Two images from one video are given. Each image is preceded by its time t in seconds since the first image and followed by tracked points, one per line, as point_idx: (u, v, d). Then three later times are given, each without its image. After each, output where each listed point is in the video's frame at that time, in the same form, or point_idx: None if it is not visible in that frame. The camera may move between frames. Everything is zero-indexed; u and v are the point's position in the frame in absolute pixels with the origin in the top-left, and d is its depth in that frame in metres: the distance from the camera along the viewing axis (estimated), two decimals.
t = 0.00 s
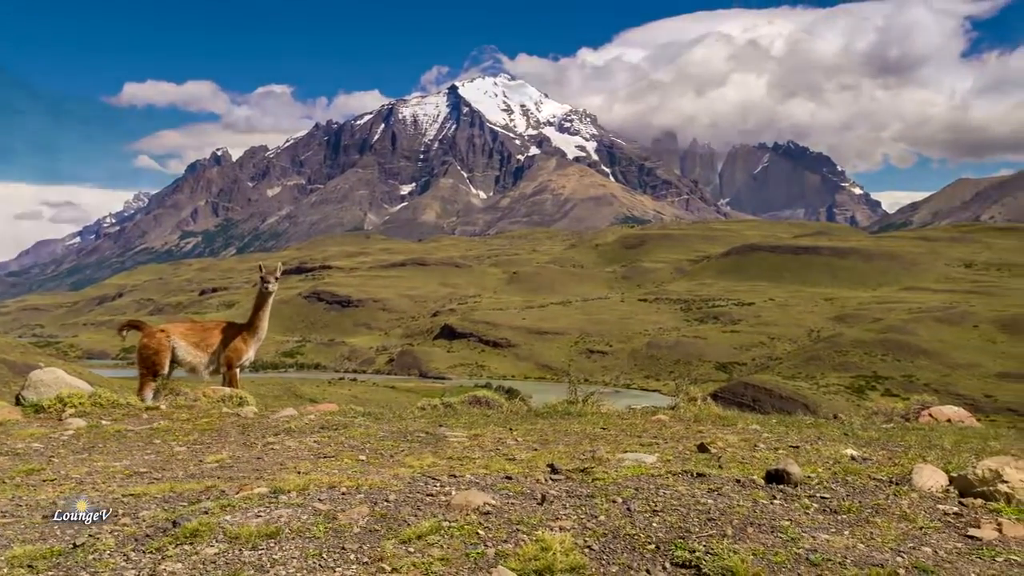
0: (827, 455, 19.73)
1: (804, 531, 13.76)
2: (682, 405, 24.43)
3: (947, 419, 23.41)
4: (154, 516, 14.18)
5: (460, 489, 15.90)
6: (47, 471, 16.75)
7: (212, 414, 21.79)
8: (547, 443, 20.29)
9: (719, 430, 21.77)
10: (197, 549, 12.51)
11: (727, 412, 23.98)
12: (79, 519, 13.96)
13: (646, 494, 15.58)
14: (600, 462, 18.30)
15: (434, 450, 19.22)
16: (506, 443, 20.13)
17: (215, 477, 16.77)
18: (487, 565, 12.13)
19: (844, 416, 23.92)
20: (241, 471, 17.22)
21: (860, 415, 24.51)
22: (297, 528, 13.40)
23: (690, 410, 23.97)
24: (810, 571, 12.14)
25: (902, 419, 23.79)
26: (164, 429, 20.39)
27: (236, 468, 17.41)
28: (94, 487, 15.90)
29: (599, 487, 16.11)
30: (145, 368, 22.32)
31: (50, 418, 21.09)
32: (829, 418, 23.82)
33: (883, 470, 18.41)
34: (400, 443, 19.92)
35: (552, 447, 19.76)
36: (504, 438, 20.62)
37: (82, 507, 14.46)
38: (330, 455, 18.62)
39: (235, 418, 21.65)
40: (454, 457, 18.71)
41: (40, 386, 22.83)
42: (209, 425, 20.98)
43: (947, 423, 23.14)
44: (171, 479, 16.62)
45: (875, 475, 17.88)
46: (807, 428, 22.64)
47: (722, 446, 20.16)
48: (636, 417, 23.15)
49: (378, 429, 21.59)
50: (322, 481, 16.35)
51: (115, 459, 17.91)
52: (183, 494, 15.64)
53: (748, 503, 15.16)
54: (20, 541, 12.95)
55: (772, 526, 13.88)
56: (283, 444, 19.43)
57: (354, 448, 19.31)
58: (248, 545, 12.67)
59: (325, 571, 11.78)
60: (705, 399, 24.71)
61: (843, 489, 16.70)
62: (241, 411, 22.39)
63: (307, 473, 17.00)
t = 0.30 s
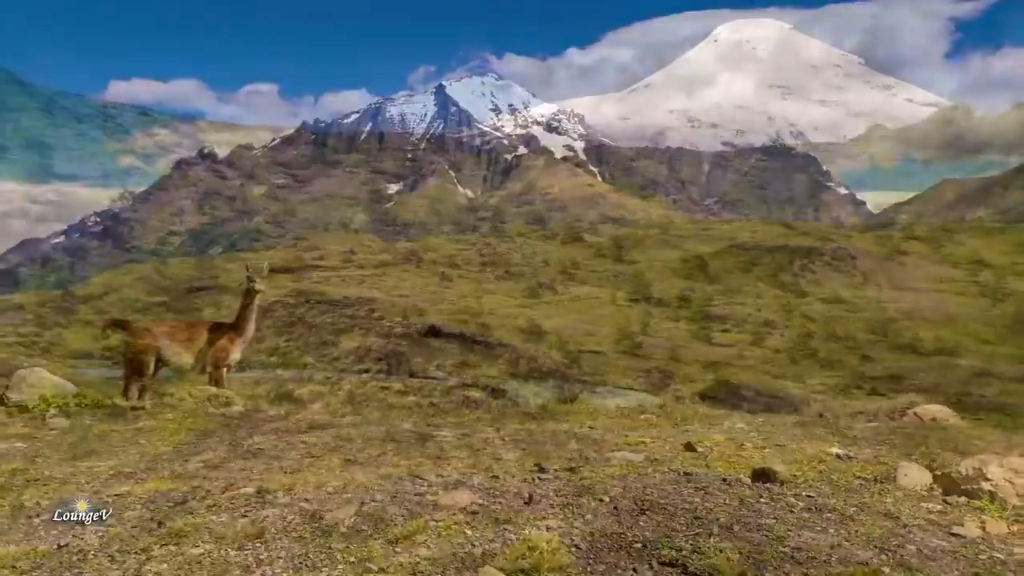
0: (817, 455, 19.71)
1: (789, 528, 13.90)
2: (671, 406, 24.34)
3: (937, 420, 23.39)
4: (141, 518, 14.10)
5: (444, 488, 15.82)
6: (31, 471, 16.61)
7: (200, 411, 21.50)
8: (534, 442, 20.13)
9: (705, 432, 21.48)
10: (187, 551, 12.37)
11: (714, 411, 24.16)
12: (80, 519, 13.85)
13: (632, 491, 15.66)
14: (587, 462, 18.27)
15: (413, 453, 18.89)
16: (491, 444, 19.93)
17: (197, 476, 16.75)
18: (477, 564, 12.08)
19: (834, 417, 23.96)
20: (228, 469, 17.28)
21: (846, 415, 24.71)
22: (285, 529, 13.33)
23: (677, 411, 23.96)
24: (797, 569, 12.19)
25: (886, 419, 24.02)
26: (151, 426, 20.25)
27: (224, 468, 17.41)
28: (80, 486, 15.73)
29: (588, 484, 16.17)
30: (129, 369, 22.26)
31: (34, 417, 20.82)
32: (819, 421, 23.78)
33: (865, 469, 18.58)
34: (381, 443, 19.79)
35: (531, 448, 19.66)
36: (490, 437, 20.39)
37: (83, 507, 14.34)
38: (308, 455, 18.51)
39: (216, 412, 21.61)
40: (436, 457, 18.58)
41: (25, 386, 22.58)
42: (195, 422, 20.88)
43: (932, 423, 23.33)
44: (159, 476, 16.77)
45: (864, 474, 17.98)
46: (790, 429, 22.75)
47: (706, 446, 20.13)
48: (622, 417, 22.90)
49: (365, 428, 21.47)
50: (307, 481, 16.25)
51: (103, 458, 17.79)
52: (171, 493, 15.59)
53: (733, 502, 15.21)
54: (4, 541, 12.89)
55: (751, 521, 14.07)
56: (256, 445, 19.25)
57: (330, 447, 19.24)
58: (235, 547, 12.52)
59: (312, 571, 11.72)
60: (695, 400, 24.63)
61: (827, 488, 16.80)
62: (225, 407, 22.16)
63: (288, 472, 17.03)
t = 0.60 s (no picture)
0: (833, 458, 18.81)
1: (801, 551, 12.87)
2: (683, 404, 22.17)
3: (958, 424, 22.18)
4: (124, 531, 13.62)
5: (435, 488, 14.33)
6: (15, 475, 16.58)
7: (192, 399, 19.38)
8: (535, 431, 18.75)
9: (713, 429, 20.38)
10: (174, 559, 12.80)
11: (745, 412, 21.98)
12: (80, 520, 13.89)
13: (638, 494, 14.04)
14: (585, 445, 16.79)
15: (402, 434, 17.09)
16: (488, 426, 18.54)
17: (187, 492, 14.78)
18: None
19: (853, 414, 22.28)
20: (223, 477, 15.19)
21: (861, 407, 23.71)
22: (269, 531, 13.32)
23: (693, 410, 21.85)
24: None
25: (902, 415, 23.07)
26: (146, 428, 18.76)
27: (219, 476, 15.23)
28: (61, 493, 15.70)
29: (595, 478, 14.50)
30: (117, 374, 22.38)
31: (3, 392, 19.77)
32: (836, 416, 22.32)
33: (901, 496, 17.31)
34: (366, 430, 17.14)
35: (537, 438, 17.06)
36: (490, 421, 18.87)
37: (83, 506, 14.35)
38: (304, 455, 15.62)
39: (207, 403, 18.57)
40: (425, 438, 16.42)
41: None
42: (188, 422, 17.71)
43: (948, 422, 22.39)
44: (146, 490, 14.97)
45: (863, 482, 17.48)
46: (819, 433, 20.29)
47: (722, 451, 18.29)
48: (627, 413, 21.02)
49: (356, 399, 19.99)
50: (290, 483, 14.75)
51: (90, 462, 17.25)
52: (159, 510, 14.15)
53: (732, 502, 14.33)
54: None
55: (784, 555, 12.69)
56: (248, 441, 16.56)
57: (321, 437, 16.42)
58: (221, 551, 12.96)
59: None
60: (713, 396, 23.09)
61: (846, 509, 15.81)
62: (217, 389, 20.25)
63: (282, 483, 14.76)
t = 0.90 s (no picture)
0: (875, 458, 17.30)
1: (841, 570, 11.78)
2: (689, 408, 21.59)
3: (994, 434, 20.79)
4: (95, 553, 12.85)
5: (432, 505, 13.64)
6: None
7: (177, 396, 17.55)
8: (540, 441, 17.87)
9: (730, 436, 19.15)
10: None
11: (757, 417, 21.11)
12: (80, 520, 13.83)
13: (655, 514, 13.16)
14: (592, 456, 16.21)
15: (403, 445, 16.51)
16: (489, 433, 17.89)
17: (164, 508, 14.02)
18: None
19: (882, 422, 20.76)
20: (204, 492, 14.44)
21: (876, 413, 22.96)
22: (253, 553, 12.54)
23: (701, 415, 21.14)
24: None
25: (918, 421, 22.30)
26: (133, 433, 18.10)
27: (200, 490, 14.47)
28: (41, 505, 15.13)
29: (606, 496, 13.83)
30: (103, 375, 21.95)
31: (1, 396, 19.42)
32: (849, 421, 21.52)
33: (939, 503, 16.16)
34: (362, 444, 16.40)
35: (544, 451, 16.42)
36: (491, 426, 18.19)
37: (83, 506, 14.26)
38: (292, 469, 14.90)
39: (194, 406, 16.97)
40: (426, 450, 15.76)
41: None
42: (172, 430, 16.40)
43: (968, 428, 21.62)
44: (124, 505, 14.22)
45: (909, 478, 16.23)
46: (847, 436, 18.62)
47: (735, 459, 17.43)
48: (631, 417, 20.40)
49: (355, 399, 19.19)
50: (277, 499, 14.03)
51: (71, 469, 16.61)
52: (134, 529, 13.39)
53: (756, 519, 13.45)
54: None
55: None
56: (233, 452, 15.83)
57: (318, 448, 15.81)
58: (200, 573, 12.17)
59: None
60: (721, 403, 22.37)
61: (896, 521, 14.26)
62: (208, 392, 19.43)
63: (267, 499, 14.03)
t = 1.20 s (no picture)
0: (906, 472, 16.20)
1: None
2: (697, 412, 20.85)
3: None
4: None
5: (429, 525, 12.92)
6: None
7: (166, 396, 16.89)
8: (544, 450, 17.06)
9: (744, 445, 18.24)
10: None
11: (769, 424, 20.28)
12: (79, 520, 13.53)
13: (675, 539, 12.43)
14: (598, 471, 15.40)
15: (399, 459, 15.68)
16: (490, 440, 17.15)
17: (137, 529, 13.20)
18: None
19: (909, 432, 19.61)
20: (181, 511, 13.64)
21: (890, 420, 22.20)
22: None
23: (710, 421, 20.39)
24: None
25: (938, 430, 21.45)
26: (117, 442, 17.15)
27: (177, 509, 13.67)
28: (15, 517, 14.29)
29: (619, 518, 13.14)
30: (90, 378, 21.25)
31: None
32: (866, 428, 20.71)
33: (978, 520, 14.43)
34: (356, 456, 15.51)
35: (547, 466, 15.84)
36: (493, 433, 17.44)
37: (82, 507, 14.03)
38: (278, 485, 14.22)
39: (181, 412, 16.12)
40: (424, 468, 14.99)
41: None
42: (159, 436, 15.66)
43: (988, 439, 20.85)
44: (93, 526, 13.37)
45: (946, 496, 14.90)
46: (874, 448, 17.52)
47: (752, 469, 16.54)
48: (637, 422, 19.69)
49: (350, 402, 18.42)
50: (261, 518, 13.28)
51: (51, 478, 15.83)
52: (105, 551, 12.53)
53: (776, 544, 12.56)
54: None
55: None
56: (215, 467, 15.03)
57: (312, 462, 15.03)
58: None
59: None
60: (730, 408, 21.58)
61: (937, 545, 13.08)
62: (197, 397, 18.68)
63: (251, 518, 13.29)
